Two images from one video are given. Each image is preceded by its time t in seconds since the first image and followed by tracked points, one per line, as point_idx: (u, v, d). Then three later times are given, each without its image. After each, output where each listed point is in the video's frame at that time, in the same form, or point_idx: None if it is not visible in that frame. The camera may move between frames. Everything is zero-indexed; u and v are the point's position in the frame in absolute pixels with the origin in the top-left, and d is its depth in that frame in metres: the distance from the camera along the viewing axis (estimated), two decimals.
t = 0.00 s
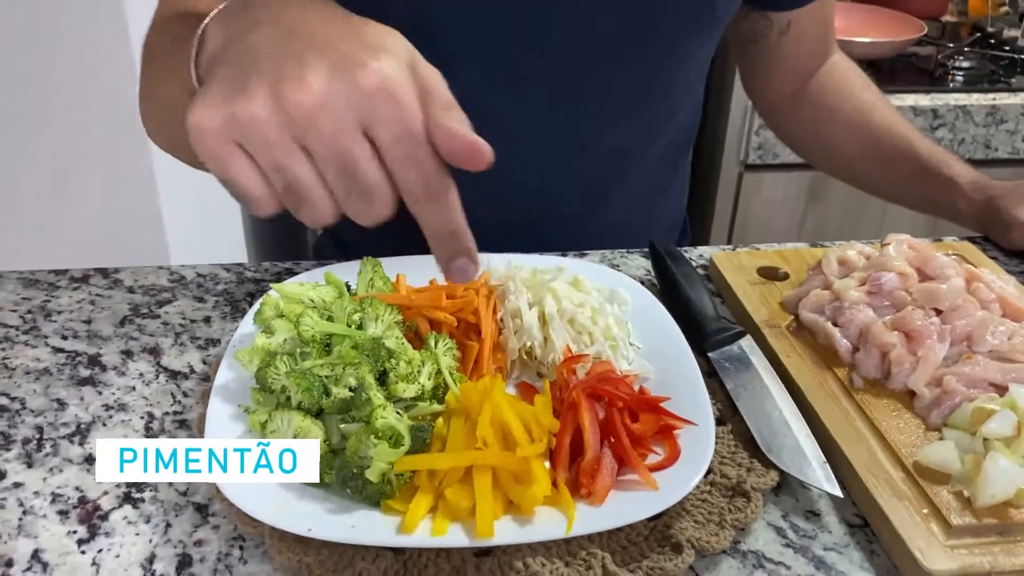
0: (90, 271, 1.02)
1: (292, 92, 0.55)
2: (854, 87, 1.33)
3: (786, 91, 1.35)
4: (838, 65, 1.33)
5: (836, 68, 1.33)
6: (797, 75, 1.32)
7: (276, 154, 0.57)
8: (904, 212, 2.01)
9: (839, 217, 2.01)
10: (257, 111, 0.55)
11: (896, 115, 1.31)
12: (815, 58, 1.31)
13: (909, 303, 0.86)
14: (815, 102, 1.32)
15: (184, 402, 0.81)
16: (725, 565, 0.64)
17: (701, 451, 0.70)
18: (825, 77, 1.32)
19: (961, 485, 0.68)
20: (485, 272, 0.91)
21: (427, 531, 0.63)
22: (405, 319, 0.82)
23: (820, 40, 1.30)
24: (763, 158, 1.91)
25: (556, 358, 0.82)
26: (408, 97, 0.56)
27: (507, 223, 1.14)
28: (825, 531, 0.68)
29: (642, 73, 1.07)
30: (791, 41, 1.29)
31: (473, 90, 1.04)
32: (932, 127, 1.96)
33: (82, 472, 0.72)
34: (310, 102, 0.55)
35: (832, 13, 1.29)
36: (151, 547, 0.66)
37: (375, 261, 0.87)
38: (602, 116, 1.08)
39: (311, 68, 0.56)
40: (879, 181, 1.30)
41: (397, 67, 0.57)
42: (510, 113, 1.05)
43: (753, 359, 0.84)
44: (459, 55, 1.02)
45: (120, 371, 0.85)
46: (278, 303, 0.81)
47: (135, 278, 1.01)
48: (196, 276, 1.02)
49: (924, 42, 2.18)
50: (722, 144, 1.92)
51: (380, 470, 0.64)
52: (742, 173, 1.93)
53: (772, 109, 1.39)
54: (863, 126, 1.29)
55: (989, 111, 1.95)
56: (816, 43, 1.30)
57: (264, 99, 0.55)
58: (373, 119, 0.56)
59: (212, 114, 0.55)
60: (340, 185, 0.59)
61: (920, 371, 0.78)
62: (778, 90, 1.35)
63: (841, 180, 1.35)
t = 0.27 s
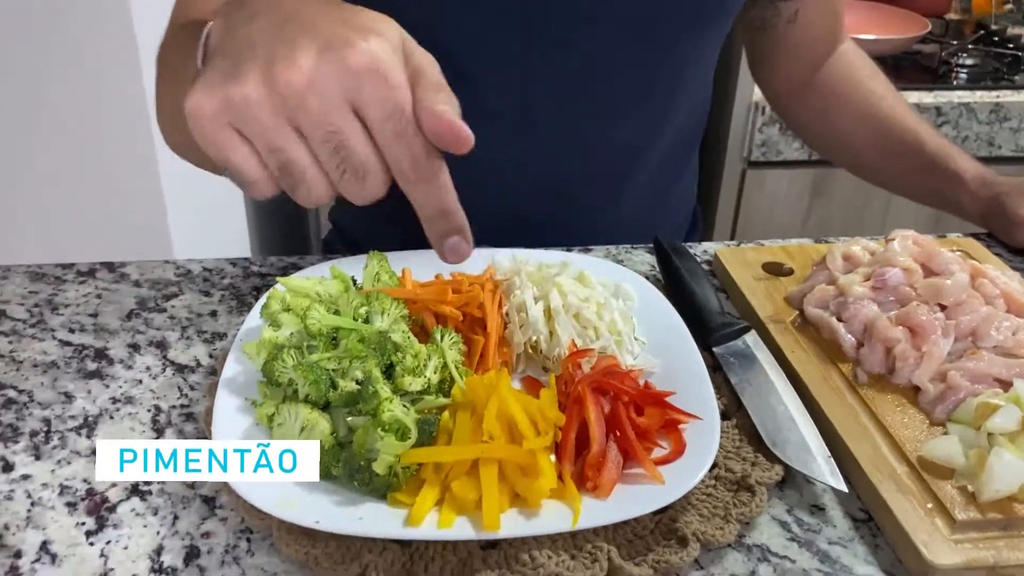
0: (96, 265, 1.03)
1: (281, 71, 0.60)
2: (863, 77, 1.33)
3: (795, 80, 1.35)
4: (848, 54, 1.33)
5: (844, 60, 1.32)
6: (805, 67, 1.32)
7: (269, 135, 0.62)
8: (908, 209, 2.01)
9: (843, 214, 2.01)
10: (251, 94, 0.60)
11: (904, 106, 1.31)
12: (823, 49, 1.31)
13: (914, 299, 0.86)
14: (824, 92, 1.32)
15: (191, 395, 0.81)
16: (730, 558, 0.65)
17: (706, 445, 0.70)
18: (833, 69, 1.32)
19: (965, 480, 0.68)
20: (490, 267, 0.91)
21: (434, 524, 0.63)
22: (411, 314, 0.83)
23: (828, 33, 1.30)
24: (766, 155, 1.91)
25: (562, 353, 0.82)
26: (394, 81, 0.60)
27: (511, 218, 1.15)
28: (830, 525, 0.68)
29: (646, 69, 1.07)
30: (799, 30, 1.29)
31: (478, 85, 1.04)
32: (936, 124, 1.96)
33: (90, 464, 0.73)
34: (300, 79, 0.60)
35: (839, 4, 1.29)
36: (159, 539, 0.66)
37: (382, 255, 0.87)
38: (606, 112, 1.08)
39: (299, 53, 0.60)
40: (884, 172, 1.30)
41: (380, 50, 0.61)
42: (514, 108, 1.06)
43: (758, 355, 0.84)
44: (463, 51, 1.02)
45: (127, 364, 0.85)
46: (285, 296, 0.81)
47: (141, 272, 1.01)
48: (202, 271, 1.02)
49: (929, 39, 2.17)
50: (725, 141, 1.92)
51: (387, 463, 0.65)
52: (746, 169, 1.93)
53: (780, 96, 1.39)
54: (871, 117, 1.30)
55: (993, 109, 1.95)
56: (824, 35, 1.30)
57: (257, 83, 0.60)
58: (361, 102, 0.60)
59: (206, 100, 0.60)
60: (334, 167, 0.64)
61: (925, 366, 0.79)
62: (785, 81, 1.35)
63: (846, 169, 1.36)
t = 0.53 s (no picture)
0: (100, 261, 1.03)
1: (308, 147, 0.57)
2: (865, 76, 1.32)
3: (795, 80, 1.35)
4: (849, 53, 1.32)
5: (845, 58, 1.32)
6: (805, 65, 1.32)
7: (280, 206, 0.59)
8: (910, 209, 2.01)
9: (845, 214, 2.01)
10: (275, 238, 0.48)
11: (906, 106, 1.31)
12: (824, 48, 1.31)
13: (916, 296, 0.86)
14: (824, 91, 1.32)
15: (195, 389, 0.81)
16: (733, 552, 0.65)
17: (709, 440, 0.70)
18: (834, 68, 1.31)
19: (968, 475, 0.69)
20: (493, 264, 0.91)
21: (438, 517, 0.64)
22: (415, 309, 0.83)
23: (828, 32, 1.29)
24: (768, 155, 1.91)
25: (564, 348, 0.83)
26: (417, 236, 0.49)
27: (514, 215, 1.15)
28: (833, 520, 0.68)
29: (647, 68, 1.07)
30: (799, 29, 1.29)
31: (481, 82, 1.04)
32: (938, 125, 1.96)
33: (95, 457, 0.73)
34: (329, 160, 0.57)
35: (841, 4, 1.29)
36: (164, 531, 0.66)
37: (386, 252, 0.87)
38: (609, 110, 1.08)
39: (329, 201, 0.49)
40: (884, 171, 1.31)
41: (413, 186, 0.51)
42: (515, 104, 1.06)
43: (761, 351, 0.84)
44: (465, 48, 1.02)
45: (132, 358, 0.86)
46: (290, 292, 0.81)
47: (145, 267, 1.02)
48: (206, 266, 1.02)
49: (931, 40, 2.18)
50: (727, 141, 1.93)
51: (391, 456, 0.65)
52: (748, 169, 1.93)
53: (781, 94, 1.39)
54: (871, 117, 1.30)
55: (995, 109, 1.95)
56: (824, 34, 1.29)
57: (282, 229, 0.49)
58: (380, 256, 0.49)
59: (234, 231, 0.49)
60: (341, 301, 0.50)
61: (928, 362, 0.79)
62: (786, 79, 1.35)
63: (846, 168, 1.37)
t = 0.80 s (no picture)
0: (100, 258, 1.03)
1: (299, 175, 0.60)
2: (861, 78, 1.33)
3: (793, 82, 1.35)
4: (845, 55, 1.33)
5: (842, 60, 1.33)
6: (803, 67, 1.33)
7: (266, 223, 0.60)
8: (910, 211, 2.01)
9: (846, 215, 2.01)
10: (266, 275, 0.51)
11: (904, 107, 1.31)
12: (822, 50, 1.31)
13: (913, 294, 0.86)
14: (822, 93, 1.33)
15: (193, 384, 0.82)
16: (728, 548, 0.65)
17: (704, 436, 0.70)
18: (831, 70, 1.32)
19: (963, 472, 0.69)
20: (491, 261, 0.92)
21: (433, 511, 0.64)
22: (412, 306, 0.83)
23: (827, 33, 1.30)
24: (768, 156, 1.91)
25: (561, 345, 0.83)
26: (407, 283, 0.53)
27: (512, 214, 1.15)
28: (828, 516, 0.68)
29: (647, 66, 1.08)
30: (798, 31, 1.29)
31: (480, 79, 1.04)
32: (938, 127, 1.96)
33: (92, 452, 0.73)
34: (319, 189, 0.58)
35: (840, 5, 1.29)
36: (160, 525, 0.66)
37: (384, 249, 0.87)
38: (607, 109, 1.09)
39: (322, 240, 0.52)
40: (884, 173, 1.30)
41: (405, 229, 0.55)
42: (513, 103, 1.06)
43: (758, 349, 0.84)
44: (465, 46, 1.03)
45: (130, 354, 0.86)
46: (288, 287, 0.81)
47: (144, 264, 1.02)
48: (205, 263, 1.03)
49: (931, 42, 2.18)
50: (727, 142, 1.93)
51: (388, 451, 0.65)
52: (748, 171, 1.93)
53: (779, 97, 1.39)
54: (869, 119, 1.30)
55: (996, 112, 1.95)
56: (822, 36, 1.30)
57: (275, 264, 0.52)
58: (370, 301, 0.52)
59: (226, 258, 0.52)
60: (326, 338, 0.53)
61: (924, 360, 0.79)
62: (783, 81, 1.36)
63: (847, 171, 1.36)
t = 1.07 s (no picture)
0: (95, 256, 1.04)
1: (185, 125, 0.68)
2: (853, 83, 1.34)
3: (785, 87, 1.36)
4: (836, 62, 1.34)
5: (833, 65, 1.34)
6: (795, 71, 1.33)
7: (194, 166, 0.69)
8: (907, 214, 2.01)
9: (843, 218, 2.02)
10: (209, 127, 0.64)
11: (895, 113, 1.32)
12: (814, 54, 1.32)
13: (902, 295, 0.87)
14: (814, 98, 1.33)
15: (185, 382, 0.82)
16: (714, 545, 0.65)
17: (692, 434, 0.71)
18: (823, 74, 1.33)
19: (948, 471, 0.69)
20: (483, 260, 0.92)
21: (422, 507, 0.64)
22: (404, 305, 0.83)
23: (819, 37, 1.31)
24: (766, 159, 1.92)
25: (552, 344, 0.83)
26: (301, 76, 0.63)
27: (506, 215, 1.16)
28: (814, 514, 0.69)
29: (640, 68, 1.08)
30: (791, 35, 1.29)
31: (475, 80, 1.05)
32: (935, 130, 1.97)
33: (85, 448, 0.74)
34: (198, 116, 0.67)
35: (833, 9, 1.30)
36: (150, 520, 0.67)
37: (376, 248, 0.88)
38: (601, 110, 1.09)
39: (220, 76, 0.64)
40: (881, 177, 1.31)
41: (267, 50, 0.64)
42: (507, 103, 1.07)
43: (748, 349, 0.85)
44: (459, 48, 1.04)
45: (123, 351, 0.86)
46: (279, 286, 0.81)
47: (139, 263, 1.02)
48: (199, 262, 1.03)
49: (929, 46, 2.19)
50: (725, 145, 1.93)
51: (377, 448, 0.65)
52: (746, 173, 1.94)
53: (770, 103, 1.39)
54: (863, 124, 1.30)
55: (992, 115, 1.96)
56: (814, 40, 1.31)
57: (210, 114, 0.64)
58: (288, 92, 0.62)
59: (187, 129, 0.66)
60: (290, 111, 0.62)
61: (912, 360, 0.79)
62: (775, 87, 1.36)
63: (839, 175, 1.37)
